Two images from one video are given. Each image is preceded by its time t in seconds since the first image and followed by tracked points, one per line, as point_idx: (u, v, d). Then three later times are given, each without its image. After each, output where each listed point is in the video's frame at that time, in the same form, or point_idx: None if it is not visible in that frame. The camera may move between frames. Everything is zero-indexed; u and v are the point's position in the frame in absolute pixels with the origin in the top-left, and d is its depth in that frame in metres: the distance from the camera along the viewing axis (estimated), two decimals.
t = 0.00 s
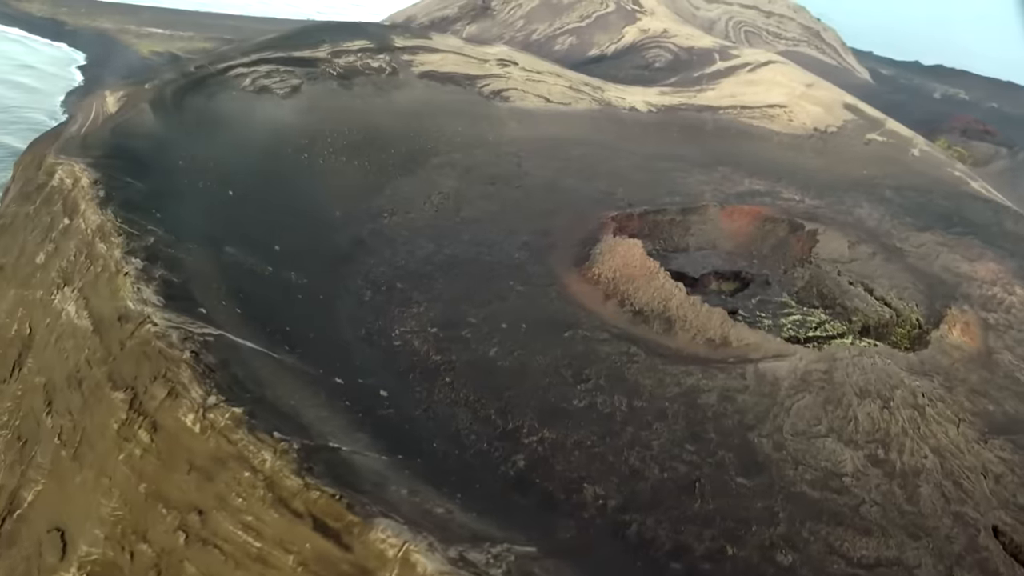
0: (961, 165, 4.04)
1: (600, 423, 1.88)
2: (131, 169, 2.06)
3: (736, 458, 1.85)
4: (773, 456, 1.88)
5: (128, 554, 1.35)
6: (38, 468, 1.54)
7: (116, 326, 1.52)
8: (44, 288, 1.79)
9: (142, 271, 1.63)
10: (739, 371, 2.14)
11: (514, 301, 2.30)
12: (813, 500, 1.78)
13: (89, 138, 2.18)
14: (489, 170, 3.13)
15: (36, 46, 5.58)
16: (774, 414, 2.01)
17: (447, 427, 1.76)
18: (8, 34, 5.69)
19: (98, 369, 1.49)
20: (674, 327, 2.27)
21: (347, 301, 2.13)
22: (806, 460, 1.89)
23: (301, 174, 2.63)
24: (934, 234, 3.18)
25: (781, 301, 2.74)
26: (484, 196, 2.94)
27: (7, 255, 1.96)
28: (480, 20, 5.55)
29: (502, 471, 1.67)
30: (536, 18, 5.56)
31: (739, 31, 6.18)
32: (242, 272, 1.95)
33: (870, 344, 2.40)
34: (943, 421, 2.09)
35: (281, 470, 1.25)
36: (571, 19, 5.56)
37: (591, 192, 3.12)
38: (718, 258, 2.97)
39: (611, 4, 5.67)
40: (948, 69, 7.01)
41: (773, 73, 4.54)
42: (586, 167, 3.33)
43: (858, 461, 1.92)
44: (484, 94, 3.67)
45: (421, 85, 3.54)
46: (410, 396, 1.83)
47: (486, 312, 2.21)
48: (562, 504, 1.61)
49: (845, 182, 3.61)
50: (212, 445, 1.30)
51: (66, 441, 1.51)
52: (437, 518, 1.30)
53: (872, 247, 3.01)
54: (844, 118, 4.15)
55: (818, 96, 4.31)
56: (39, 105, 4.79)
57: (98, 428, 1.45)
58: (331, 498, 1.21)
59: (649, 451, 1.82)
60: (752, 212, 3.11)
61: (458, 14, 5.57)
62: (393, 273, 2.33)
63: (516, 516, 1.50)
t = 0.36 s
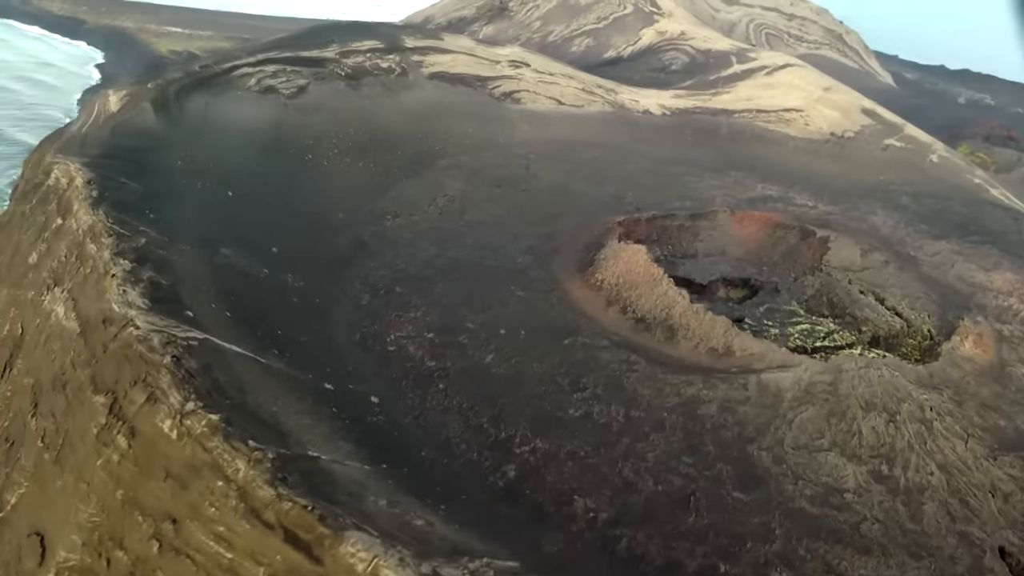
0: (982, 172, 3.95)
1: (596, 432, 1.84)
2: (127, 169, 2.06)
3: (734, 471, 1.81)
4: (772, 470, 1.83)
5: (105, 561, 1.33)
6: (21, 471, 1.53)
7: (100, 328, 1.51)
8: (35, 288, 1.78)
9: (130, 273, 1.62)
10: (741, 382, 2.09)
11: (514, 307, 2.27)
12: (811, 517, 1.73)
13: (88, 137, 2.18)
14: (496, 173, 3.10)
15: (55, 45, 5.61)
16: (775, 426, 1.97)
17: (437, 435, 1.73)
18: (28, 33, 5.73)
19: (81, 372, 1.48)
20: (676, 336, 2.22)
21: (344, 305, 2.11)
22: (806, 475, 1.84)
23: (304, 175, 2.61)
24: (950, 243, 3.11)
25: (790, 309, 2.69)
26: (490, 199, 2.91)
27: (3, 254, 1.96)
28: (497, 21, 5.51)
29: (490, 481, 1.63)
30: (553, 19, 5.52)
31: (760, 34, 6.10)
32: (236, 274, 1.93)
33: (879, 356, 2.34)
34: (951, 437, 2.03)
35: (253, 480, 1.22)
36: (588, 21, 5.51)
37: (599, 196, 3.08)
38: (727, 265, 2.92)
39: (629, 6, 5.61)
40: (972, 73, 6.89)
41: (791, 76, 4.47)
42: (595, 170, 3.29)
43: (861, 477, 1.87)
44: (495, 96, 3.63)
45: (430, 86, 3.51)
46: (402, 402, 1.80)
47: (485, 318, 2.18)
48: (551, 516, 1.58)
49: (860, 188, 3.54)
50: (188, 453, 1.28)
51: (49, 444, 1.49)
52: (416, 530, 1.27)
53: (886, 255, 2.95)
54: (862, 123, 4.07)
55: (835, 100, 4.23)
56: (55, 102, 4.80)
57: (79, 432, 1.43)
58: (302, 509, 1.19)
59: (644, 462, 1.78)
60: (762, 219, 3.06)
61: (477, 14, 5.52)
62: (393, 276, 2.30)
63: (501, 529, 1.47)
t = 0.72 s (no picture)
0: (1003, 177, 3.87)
1: (591, 441, 1.80)
2: (125, 168, 2.06)
3: (732, 484, 1.76)
4: (772, 483, 1.79)
5: (81, 567, 1.32)
6: (5, 472, 1.52)
7: (84, 329, 1.49)
8: (27, 287, 1.77)
9: (118, 273, 1.60)
10: (744, 391, 2.04)
11: (515, 311, 2.23)
12: (810, 532, 1.69)
13: (87, 134, 2.17)
14: (504, 174, 3.07)
15: (75, 41, 5.63)
16: (777, 437, 1.92)
17: (428, 442, 1.70)
18: (48, 29, 5.75)
19: (64, 373, 1.46)
20: (678, 343, 2.18)
21: (341, 307, 2.08)
22: (807, 489, 1.80)
23: (308, 174, 2.59)
24: (967, 250, 3.04)
25: (799, 316, 2.63)
26: (496, 200, 2.88)
27: None
28: (514, 20, 5.47)
29: (479, 490, 1.60)
30: (573, 18, 5.49)
31: (782, 35, 6.01)
32: (230, 275, 1.92)
33: (888, 367, 2.29)
34: (960, 451, 1.98)
35: (227, 489, 1.20)
36: (606, 20, 5.46)
37: (608, 198, 3.04)
38: (737, 270, 2.87)
39: (648, 5, 5.54)
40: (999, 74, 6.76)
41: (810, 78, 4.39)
42: (605, 172, 3.24)
43: (864, 491, 1.82)
44: (506, 96, 3.59)
45: (441, 86, 3.48)
46: (393, 408, 1.77)
47: (484, 322, 2.15)
48: (540, 528, 1.55)
49: (877, 193, 3.47)
50: (163, 458, 1.26)
51: (32, 446, 1.49)
52: (393, 541, 1.24)
53: (899, 262, 2.88)
54: (880, 126, 3.99)
55: (854, 102, 4.15)
56: (72, 97, 4.81)
57: (60, 435, 1.42)
58: (275, 519, 1.16)
59: (639, 472, 1.74)
60: (774, 223, 3.01)
61: (494, 14, 5.49)
62: (393, 278, 2.28)
63: (486, 541, 1.44)
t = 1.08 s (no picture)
0: None
1: (584, 448, 1.76)
2: (121, 164, 2.05)
3: (727, 495, 1.72)
4: (768, 495, 1.74)
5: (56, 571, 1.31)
6: None
7: (67, 328, 1.48)
8: (16, 284, 1.77)
9: (105, 272, 1.59)
10: (744, 399, 2.00)
11: (513, 313, 2.19)
12: (805, 547, 1.64)
13: (86, 129, 2.16)
14: (511, 173, 3.03)
15: (93, 35, 5.62)
16: (777, 448, 1.87)
17: (416, 447, 1.67)
18: (67, 24, 5.75)
19: (45, 373, 1.45)
20: (679, 348, 2.13)
21: (337, 308, 2.06)
22: (805, 502, 1.75)
23: (310, 172, 2.58)
24: (983, 257, 2.97)
25: (806, 322, 2.58)
26: (501, 200, 2.85)
27: None
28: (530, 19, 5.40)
29: (466, 498, 1.57)
30: (590, 15, 5.43)
31: (803, 35, 5.91)
32: (222, 274, 1.90)
33: (896, 377, 2.23)
34: (966, 464, 1.92)
35: (197, 495, 1.18)
36: (624, 18, 5.38)
37: (615, 200, 2.99)
38: (745, 274, 2.82)
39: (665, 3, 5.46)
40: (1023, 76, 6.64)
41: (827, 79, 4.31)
42: (614, 173, 3.20)
43: (864, 505, 1.78)
44: (517, 95, 3.55)
45: (450, 83, 3.44)
46: (382, 412, 1.75)
47: (481, 325, 2.11)
48: (526, 538, 1.51)
49: (892, 197, 3.41)
50: (136, 463, 1.24)
51: (13, 446, 1.48)
52: (368, 552, 1.22)
53: (911, 268, 2.82)
54: (897, 128, 3.91)
55: (872, 104, 4.07)
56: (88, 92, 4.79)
57: (39, 435, 1.41)
58: (243, 528, 1.14)
59: (632, 481, 1.70)
60: (785, 226, 2.95)
61: (511, 10, 5.44)
62: (391, 279, 2.25)
63: (467, 552, 1.41)
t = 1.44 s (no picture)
0: None
1: (576, 460, 1.72)
2: (116, 165, 2.04)
3: (723, 511, 1.67)
4: (765, 512, 1.70)
5: None
6: None
7: (49, 332, 1.47)
8: (6, 285, 1.76)
9: (91, 274, 1.58)
10: (745, 412, 1.95)
11: (512, 319, 2.16)
12: (801, 567, 1.60)
13: (84, 128, 2.16)
14: (517, 177, 3.00)
15: (112, 34, 5.58)
16: (776, 463, 1.82)
17: (403, 457, 1.64)
18: (86, 22, 5.72)
19: (26, 377, 1.44)
20: (680, 358, 2.09)
21: (332, 312, 2.04)
22: (803, 520, 1.70)
23: (311, 174, 2.56)
24: (999, 267, 2.90)
25: (814, 332, 2.52)
26: (506, 204, 2.82)
27: None
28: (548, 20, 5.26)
29: (452, 510, 1.54)
30: (607, 16, 5.27)
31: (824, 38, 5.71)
32: (214, 277, 1.89)
33: (904, 391, 2.18)
34: (973, 483, 1.87)
35: (166, 506, 1.16)
36: (640, 20, 5.21)
37: (623, 204, 2.95)
38: (753, 282, 2.77)
39: (682, 5, 5.27)
40: None
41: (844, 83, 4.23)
42: (623, 177, 3.16)
43: (865, 523, 1.73)
44: (528, 97, 3.51)
45: (459, 85, 3.41)
46: (370, 420, 1.72)
47: (478, 331, 2.08)
48: (511, 553, 1.48)
49: (908, 204, 3.34)
50: (108, 471, 1.22)
51: None
52: (341, 567, 1.19)
53: (924, 278, 2.76)
54: (915, 134, 3.84)
55: (890, 109, 3.99)
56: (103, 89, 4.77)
57: (18, 440, 1.39)
58: (210, 541, 1.12)
59: (624, 495, 1.65)
60: (795, 234, 2.90)
61: (528, 11, 5.30)
62: (389, 283, 2.22)
63: (448, 567, 1.37)
